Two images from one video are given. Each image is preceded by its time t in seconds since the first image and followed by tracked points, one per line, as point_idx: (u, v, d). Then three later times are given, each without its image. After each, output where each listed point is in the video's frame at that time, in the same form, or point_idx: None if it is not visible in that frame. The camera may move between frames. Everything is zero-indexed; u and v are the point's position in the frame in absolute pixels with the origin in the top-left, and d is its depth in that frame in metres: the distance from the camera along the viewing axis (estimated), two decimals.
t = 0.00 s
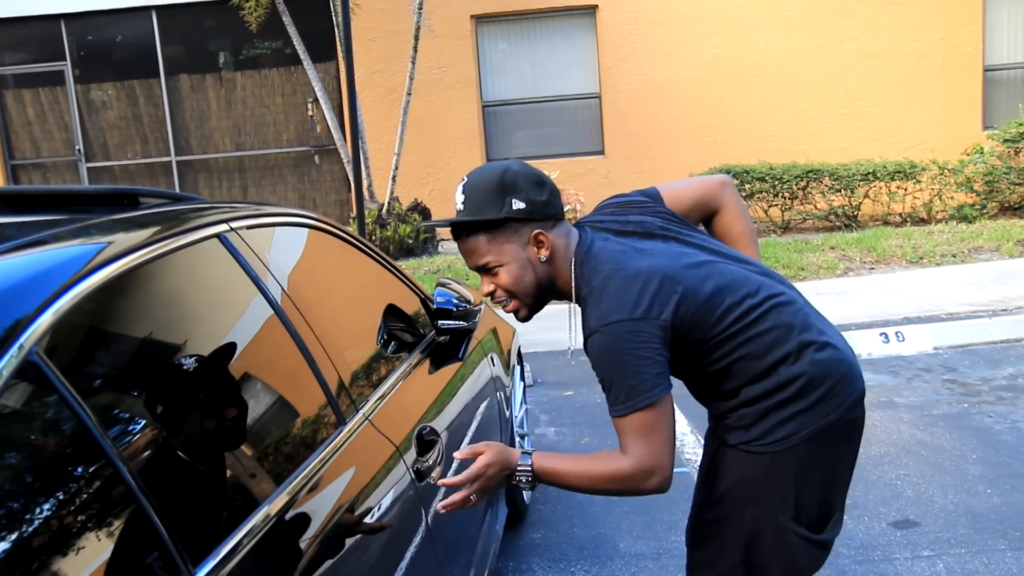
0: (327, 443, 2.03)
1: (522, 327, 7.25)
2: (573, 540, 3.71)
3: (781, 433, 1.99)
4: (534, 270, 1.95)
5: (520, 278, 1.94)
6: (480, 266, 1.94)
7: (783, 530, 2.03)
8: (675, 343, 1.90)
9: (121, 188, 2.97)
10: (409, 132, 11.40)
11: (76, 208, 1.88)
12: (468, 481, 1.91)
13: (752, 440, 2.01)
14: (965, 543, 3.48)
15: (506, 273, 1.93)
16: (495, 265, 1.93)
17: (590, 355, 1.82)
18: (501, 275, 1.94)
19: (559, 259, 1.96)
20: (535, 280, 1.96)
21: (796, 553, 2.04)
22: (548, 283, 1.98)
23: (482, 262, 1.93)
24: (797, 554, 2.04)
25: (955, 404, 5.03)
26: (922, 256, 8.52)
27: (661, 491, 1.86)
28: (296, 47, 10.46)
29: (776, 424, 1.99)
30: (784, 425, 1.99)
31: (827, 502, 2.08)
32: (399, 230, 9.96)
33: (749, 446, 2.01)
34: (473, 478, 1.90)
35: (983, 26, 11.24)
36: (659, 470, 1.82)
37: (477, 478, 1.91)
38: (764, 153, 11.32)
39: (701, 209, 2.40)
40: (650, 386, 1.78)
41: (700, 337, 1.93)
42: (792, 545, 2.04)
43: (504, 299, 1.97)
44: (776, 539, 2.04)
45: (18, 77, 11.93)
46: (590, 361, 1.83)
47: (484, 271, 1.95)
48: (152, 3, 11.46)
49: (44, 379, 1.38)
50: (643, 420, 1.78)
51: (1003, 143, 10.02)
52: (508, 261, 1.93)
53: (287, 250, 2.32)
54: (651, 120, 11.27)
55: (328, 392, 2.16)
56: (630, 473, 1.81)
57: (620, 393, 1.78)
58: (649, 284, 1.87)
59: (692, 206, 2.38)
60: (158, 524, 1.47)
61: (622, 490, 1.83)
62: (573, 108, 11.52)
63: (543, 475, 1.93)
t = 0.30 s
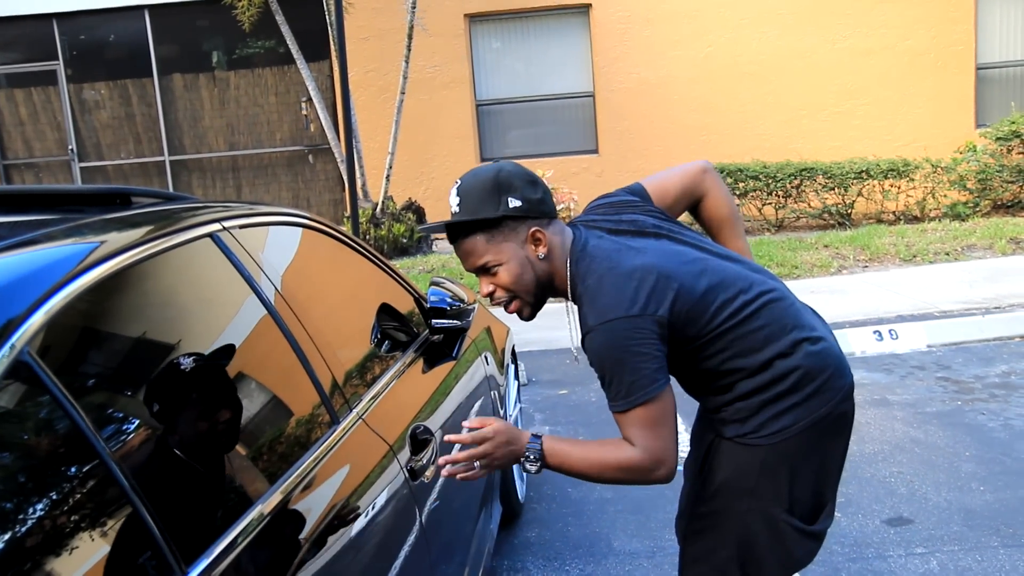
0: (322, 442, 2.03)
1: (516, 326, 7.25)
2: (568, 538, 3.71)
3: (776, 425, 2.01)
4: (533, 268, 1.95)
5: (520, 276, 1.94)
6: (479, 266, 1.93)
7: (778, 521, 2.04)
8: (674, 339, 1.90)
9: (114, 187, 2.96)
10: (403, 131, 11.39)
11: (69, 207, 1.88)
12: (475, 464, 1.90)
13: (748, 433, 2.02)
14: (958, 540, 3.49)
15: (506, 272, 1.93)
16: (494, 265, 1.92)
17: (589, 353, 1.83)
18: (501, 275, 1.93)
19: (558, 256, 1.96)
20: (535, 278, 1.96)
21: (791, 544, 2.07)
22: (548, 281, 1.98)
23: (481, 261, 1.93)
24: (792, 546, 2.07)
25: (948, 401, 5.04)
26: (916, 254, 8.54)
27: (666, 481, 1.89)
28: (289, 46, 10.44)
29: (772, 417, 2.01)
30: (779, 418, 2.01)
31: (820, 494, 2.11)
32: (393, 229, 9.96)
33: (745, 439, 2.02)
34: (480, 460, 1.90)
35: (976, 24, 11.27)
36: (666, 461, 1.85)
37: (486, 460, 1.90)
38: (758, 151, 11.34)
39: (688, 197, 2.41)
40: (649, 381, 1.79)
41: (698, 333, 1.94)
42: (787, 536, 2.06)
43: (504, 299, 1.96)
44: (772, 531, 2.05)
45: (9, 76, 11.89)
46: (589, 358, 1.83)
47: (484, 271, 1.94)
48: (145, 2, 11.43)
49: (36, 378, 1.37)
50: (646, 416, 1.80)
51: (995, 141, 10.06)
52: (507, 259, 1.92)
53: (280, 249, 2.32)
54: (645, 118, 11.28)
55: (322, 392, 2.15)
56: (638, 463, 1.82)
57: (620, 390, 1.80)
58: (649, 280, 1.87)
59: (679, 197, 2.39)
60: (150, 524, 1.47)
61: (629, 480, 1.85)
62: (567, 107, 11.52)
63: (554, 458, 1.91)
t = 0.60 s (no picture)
0: (322, 441, 2.03)
1: (517, 325, 7.25)
2: (569, 538, 3.71)
3: (776, 418, 2.02)
4: (534, 255, 1.95)
5: (520, 262, 1.94)
6: (479, 247, 1.93)
7: (777, 513, 2.06)
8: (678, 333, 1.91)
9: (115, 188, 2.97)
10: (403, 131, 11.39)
11: (68, 208, 1.88)
12: (486, 456, 1.88)
13: (747, 426, 2.03)
14: (960, 539, 3.49)
15: (506, 256, 1.93)
16: (496, 248, 1.92)
17: (595, 342, 1.82)
18: (501, 258, 1.93)
19: (562, 246, 1.96)
20: (535, 265, 1.96)
21: (788, 535, 2.08)
22: (548, 270, 1.98)
23: (483, 243, 1.92)
24: (789, 537, 2.09)
25: (949, 400, 5.04)
26: (916, 253, 8.54)
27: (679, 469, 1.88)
28: (289, 46, 10.44)
29: (771, 410, 2.02)
30: (779, 411, 2.03)
31: (816, 486, 2.13)
32: (393, 229, 9.97)
33: (745, 432, 2.03)
34: (491, 452, 1.88)
35: (976, 23, 11.26)
36: (683, 446, 1.83)
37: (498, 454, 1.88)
38: (758, 150, 11.34)
39: (681, 194, 2.42)
40: (656, 371, 1.78)
41: (701, 327, 1.94)
42: (786, 528, 2.08)
43: (502, 282, 1.96)
44: (773, 524, 2.07)
45: (9, 77, 11.89)
46: (594, 347, 1.83)
47: (485, 253, 1.94)
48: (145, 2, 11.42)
49: (37, 378, 1.37)
50: (658, 403, 1.79)
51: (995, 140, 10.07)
52: (509, 244, 1.92)
53: (280, 250, 2.32)
54: (644, 118, 11.28)
55: (323, 392, 2.15)
56: (655, 451, 1.80)
57: (629, 381, 1.79)
58: (653, 273, 1.87)
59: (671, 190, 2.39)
60: (151, 524, 1.47)
61: (646, 469, 1.83)
62: (567, 106, 11.51)
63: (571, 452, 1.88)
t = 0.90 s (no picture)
0: (325, 442, 2.03)
1: (519, 325, 7.25)
2: (572, 538, 3.71)
3: (777, 416, 2.02)
4: (539, 253, 1.96)
5: (525, 260, 1.95)
6: (485, 245, 1.94)
7: (779, 512, 2.06)
8: (683, 334, 1.90)
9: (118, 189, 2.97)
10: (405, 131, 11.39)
11: (70, 208, 1.88)
12: (501, 463, 1.88)
13: (750, 424, 2.03)
14: (963, 538, 3.48)
15: (510, 253, 1.94)
16: (500, 245, 1.93)
17: (602, 344, 1.83)
18: (505, 255, 1.94)
19: (567, 245, 1.97)
20: (539, 263, 1.97)
21: (790, 534, 2.09)
22: (552, 266, 2.00)
23: (487, 241, 1.93)
24: (792, 535, 2.09)
25: (952, 399, 5.04)
26: (919, 252, 8.53)
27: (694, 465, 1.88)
28: (291, 47, 10.45)
29: (773, 409, 2.02)
30: (779, 409, 2.03)
31: (817, 483, 2.13)
32: (396, 229, 9.97)
33: (747, 429, 2.03)
34: (506, 459, 1.88)
35: (979, 22, 11.25)
36: (699, 442, 1.83)
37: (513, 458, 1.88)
38: (761, 150, 11.33)
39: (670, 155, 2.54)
40: (666, 371, 1.78)
41: (704, 327, 1.93)
42: (788, 526, 2.08)
43: (506, 278, 1.97)
44: (775, 523, 2.07)
45: (13, 78, 11.92)
46: (602, 348, 1.83)
47: (489, 250, 1.94)
48: (148, 3, 11.44)
49: (40, 379, 1.38)
50: (669, 400, 1.79)
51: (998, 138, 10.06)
52: (513, 241, 1.93)
53: (283, 250, 2.32)
54: (647, 117, 11.28)
55: (325, 392, 2.16)
56: (673, 448, 1.80)
57: (637, 382, 1.79)
58: (658, 274, 1.87)
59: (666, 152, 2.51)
60: (154, 524, 1.47)
61: (664, 468, 1.83)
62: (569, 106, 11.51)
63: (589, 456, 1.88)
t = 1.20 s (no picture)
0: (324, 441, 2.03)
1: (517, 323, 7.25)
2: (570, 536, 3.71)
3: (777, 414, 2.02)
4: (539, 249, 1.97)
5: (525, 256, 1.95)
6: (485, 241, 1.95)
7: (778, 509, 2.06)
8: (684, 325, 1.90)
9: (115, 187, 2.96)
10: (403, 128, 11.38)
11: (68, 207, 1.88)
12: (494, 455, 1.86)
13: (750, 421, 2.03)
14: (960, 536, 3.49)
15: (511, 249, 1.94)
16: (501, 241, 1.93)
17: (606, 332, 1.83)
18: (506, 252, 1.94)
19: (567, 240, 1.97)
20: (539, 259, 1.98)
21: (789, 531, 2.09)
22: (552, 261, 2.00)
23: (487, 236, 1.93)
24: (791, 532, 2.10)
25: (950, 397, 5.04)
26: (917, 250, 8.54)
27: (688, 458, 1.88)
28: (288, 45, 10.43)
29: (772, 406, 2.02)
30: (779, 406, 2.03)
31: (817, 481, 2.13)
32: (394, 227, 9.97)
33: (747, 427, 2.03)
34: (498, 450, 1.86)
35: (976, 19, 11.25)
36: (691, 436, 1.83)
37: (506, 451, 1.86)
38: (759, 147, 11.33)
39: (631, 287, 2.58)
40: (668, 361, 1.78)
41: (703, 320, 1.94)
42: (788, 523, 2.08)
43: (505, 275, 1.98)
44: (775, 520, 2.07)
45: (10, 76, 11.89)
46: (606, 336, 1.83)
47: (489, 246, 1.95)
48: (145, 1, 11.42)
49: (38, 378, 1.38)
50: (669, 394, 1.79)
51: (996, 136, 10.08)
52: (514, 237, 1.93)
53: (281, 248, 2.32)
54: (645, 115, 11.28)
55: (323, 390, 2.16)
56: (665, 441, 1.80)
57: (639, 370, 1.79)
58: (662, 263, 1.87)
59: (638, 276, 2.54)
60: (153, 524, 1.47)
61: (657, 461, 1.82)
62: (567, 104, 11.50)
63: (582, 449, 1.87)
